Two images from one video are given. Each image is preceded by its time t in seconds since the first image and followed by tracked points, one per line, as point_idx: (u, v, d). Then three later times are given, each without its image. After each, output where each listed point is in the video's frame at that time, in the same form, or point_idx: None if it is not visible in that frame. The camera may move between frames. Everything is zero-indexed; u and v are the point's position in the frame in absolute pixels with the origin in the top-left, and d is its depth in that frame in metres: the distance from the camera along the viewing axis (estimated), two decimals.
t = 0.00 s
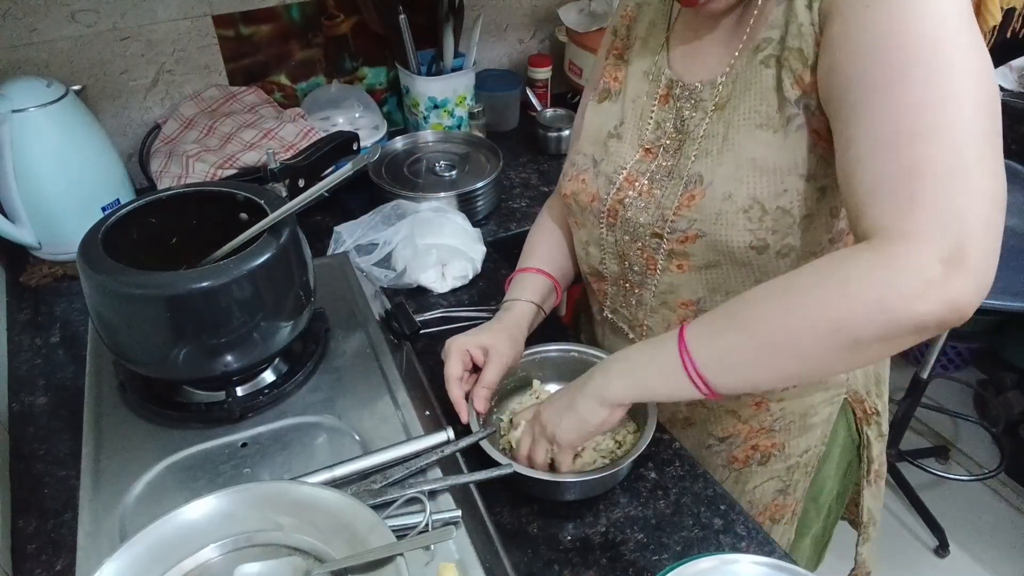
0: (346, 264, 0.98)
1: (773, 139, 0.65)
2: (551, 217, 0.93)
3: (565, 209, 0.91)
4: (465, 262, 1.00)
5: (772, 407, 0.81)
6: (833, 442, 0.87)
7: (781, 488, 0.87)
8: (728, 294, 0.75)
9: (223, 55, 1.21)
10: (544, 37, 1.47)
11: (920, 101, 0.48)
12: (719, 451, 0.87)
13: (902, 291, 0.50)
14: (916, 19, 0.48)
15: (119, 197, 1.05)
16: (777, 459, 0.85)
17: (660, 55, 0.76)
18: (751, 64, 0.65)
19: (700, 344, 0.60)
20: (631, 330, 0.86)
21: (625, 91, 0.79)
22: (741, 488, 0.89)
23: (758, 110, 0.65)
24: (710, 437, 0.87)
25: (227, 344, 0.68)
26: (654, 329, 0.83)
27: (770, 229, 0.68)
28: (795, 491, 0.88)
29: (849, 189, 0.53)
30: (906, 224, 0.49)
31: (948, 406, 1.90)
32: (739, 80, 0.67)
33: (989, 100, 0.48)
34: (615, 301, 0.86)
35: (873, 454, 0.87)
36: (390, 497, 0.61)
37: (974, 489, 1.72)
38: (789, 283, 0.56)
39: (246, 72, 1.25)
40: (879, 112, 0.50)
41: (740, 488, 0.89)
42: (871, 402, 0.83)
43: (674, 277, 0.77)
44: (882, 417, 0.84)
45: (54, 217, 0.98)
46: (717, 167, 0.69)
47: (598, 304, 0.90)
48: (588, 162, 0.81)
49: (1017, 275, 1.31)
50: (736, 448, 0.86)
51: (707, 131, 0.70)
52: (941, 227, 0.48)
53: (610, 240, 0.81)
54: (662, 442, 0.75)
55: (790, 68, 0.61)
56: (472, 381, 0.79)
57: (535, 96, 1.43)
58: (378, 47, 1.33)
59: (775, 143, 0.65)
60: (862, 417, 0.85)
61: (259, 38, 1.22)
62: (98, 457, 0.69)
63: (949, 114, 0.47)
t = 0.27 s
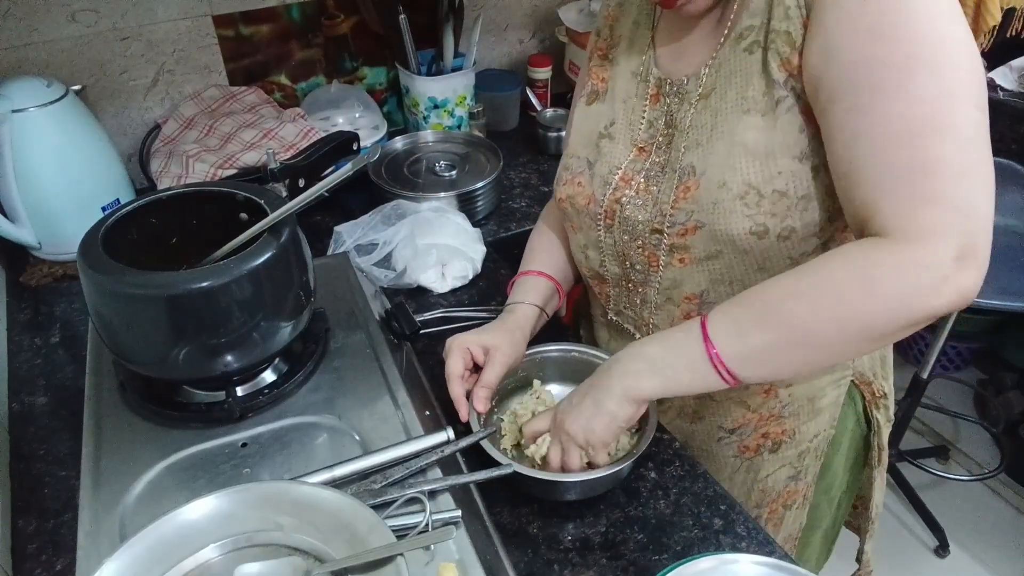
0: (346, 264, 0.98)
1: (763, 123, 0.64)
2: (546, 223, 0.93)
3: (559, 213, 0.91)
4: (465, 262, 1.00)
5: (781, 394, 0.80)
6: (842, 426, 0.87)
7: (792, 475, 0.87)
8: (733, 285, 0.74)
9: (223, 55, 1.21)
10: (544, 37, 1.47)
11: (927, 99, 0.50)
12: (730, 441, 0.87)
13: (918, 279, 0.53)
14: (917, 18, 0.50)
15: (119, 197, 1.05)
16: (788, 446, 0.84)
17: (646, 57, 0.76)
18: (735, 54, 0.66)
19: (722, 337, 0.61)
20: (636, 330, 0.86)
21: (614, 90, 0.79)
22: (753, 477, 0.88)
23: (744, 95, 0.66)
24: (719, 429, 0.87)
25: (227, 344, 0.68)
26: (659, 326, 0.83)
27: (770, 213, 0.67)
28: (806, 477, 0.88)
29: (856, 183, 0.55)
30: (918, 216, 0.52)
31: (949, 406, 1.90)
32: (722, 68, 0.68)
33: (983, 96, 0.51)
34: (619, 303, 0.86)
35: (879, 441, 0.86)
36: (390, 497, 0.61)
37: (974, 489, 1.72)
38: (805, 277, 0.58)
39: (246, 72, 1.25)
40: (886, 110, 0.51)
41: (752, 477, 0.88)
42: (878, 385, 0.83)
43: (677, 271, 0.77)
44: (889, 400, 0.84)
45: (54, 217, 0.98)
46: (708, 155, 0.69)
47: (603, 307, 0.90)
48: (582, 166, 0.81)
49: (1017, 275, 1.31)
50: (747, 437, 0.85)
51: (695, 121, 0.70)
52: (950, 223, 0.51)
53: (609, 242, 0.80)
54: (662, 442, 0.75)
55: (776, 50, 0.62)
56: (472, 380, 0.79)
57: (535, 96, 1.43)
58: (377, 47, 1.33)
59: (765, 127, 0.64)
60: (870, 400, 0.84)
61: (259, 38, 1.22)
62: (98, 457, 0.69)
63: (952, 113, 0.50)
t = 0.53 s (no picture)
0: (346, 263, 0.98)
1: (768, 119, 0.65)
2: (540, 221, 0.93)
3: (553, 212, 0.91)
4: (465, 262, 1.00)
5: (782, 391, 0.80)
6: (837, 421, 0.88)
7: (793, 474, 0.87)
8: (736, 281, 0.74)
9: (223, 55, 1.21)
10: (544, 37, 1.47)
11: (936, 111, 0.51)
12: (732, 440, 0.87)
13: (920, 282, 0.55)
14: (926, 28, 0.51)
15: (119, 197, 1.05)
16: (788, 443, 0.85)
17: (639, 45, 0.76)
18: (736, 51, 0.66)
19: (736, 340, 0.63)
20: (635, 328, 0.86)
21: (608, 88, 0.79)
22: (754, 477, 0.88)
23: (747, 92, 0.66)
24: (722, 428, 0.86)
25: (227, 345, 0.68)
26: (659, 324, 0.83)
27: (776, 208, 0.67)
28: (806, 476, 0.89)
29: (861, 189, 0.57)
30: (923, 223, 0.54)
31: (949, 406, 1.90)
32: (724, 64, 0.67)
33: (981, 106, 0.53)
34: (615, 302, 0.86)
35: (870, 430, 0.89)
36: (390, 497, 0.61)
37: (974, 489, 1.72)
38: (815, 280, 0.60)
39: (246, 72, 1.25)
40: (894, 122, 0.53)
41: (753, 477, 0.88)
42: (869, 378, 0.85)
43: (679, 268, 0.77)
44: (879, 392, 0.86)
45: (54, 217, 0.98)
46: (712, 152, 0.69)
47: (598, 305, 0.90)
48: (578, 163, 0.81)
49: (1016, 275, 1.31)
50: (749, 436, 0.85)
51: (697, 117, 0.70)
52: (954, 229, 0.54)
53: (608, 240, 0.80)
54: (662, 442, 0.75)
55: (781, 48, 0.62)
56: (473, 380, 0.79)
57: (535, 96, 1.43)
58: (377, 47, 1.33)
59: (770, 123, 0.64)
60: (861, 393, 0.86)
61: (258, 38, 1.22)
62: (98, 457, 0.69)
63: (956, 125, 0.52)
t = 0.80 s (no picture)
0: (346, 264, 0.98)
1: (776, 135, 0.66)
2: (529, 219, 0.93)
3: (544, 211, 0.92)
4: (465, 262, 1.01)
5: (771, 395, 0.81)
6: (823, 426, 0.89)
7: (779, 478, 0.89)
8: (732, 287, 0.75)
9: (223, 55, 1.21)
10: (544, 36, 1.47)
11: (962, 143, 0.55)
12: (721, 446, 0.86)
13: (932, 293, 0.60)
14: (953, 65, 0.54)
15: (119, 196, 1.05)
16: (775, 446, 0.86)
17: (633, 41, 0.77)
18: (742, 62, 0.67)
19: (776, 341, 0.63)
20: (620, 328, 0.86)
21: (602, 88, 0.78)
22: (741, 482, 0.89)
23: (759, 107, 0.66)
24: (711, 433, 0.86)
25: (227, 345, 0.68)
26: (648, 325, 0.83)
27: (779, 222, 0.68)
28: (791, 480, 0.90)
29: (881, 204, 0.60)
30: (938, 239, 0.58)
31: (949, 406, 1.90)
32: (729, 73, 0.68)
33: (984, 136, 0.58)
34: (602, 301, 0.86)
35: (858, 434, 0.89)
36: (390, 497, 0.61)
37: (974, 489, 1.72)
38: (853, 287, 0.61)
39: (246, 72, 1.25)
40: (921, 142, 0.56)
41: (740, 482, 0.89)
42: (855, 383, 0.86)
43: (672, 272, 0.77)
44: (864, 397, 0.87)
45: (53, 217, 0.98)
46: (716, 162, 0.70)
47: (584, 304, 0.90)
48: (571, 162, 0.81)
49: (1016, 275, 1.31)
50: (738, 441, 0.85)
51: (699, 123, 0.70)
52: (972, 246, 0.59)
53: (602, 238, 0.80)
54: (662, 443, 0.75)
55: (802, 69, 0.63)
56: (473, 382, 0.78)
57: (535, 96, 1.43)
58: (378, 47, 1.33)
59: (778, 139, 0.66)
60: (847, 399, 0.87)
61: (258, 38, 1.22)
62: (98, 457, 0.69)
63: (976, 155, 0.56)
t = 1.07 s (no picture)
0: (346, 263, 0.98)
1: (774, 142, 0.66)
2: (525, 229, 0.94)
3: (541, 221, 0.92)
4: (465, 262, 1.01)
5: (774, 395, 0.81)
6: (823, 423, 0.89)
7: (781, 474, 0.89)
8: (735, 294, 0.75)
9: (223, 55, 1.21)
10: (544, 36, 1.47)
11: (971, 142, 0.56)
12: (724, 445, 0.86)
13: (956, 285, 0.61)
14: (958, 67, 0.55)
15: (119, 197, 1.05)
16: (778, 444, 0.86)
17: (624, 48, 0.77)
18: (739, 69, 0.67)
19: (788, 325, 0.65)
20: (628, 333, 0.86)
21: (596, 99, 0.78)
22: (745, 480, 0.89)
23: (758, 114, 0.67)
24: (715, 433, 0.86)
25: (227, 345, 0.68)
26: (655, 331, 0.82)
27: (782, 230, 0.68)
28: (792, 476, 0.91)
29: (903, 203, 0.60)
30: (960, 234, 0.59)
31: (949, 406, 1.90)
32: (726, 80, 0.68)
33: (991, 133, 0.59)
34: (608, 306, 0.86)
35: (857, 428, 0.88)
36: (390, 497, 0.61)
37: (974, 489, 1.72)
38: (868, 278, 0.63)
39: (246, 72, 1.25)
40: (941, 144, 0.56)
41: (743, 481, 0.89)
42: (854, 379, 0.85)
43: (676, 280, 0.77)
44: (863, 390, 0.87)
45: (54, 217, 0.98)
46: (719, 172, 0.69)
47: (591, 309, 0.89)
48: (567, 175, 0.80)
49: (1017, 275, 1.31)
50: (741, 439, 0.85)
51: (699, 134, 0.70)
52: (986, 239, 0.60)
53: (603, 248, 0.80)
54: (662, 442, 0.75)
55: (805, 75, 0.63)
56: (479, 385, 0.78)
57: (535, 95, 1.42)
58: (377, 47, 1.33)
59: (777, 147, 0.66)
60: (847, 394, 0.86)
61: (258, 38, 1.22)
62: (98, 457, 0.69)
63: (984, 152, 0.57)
